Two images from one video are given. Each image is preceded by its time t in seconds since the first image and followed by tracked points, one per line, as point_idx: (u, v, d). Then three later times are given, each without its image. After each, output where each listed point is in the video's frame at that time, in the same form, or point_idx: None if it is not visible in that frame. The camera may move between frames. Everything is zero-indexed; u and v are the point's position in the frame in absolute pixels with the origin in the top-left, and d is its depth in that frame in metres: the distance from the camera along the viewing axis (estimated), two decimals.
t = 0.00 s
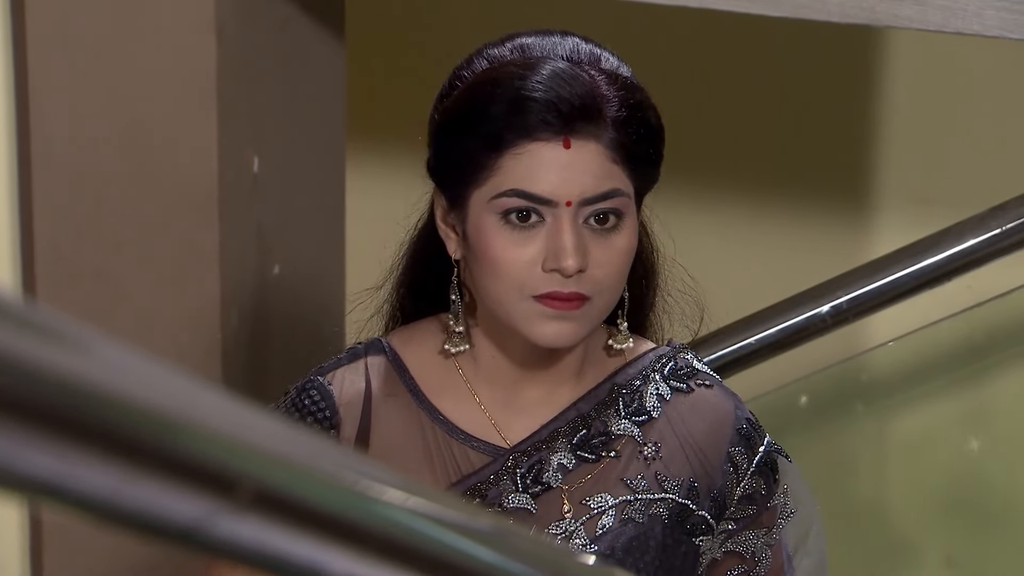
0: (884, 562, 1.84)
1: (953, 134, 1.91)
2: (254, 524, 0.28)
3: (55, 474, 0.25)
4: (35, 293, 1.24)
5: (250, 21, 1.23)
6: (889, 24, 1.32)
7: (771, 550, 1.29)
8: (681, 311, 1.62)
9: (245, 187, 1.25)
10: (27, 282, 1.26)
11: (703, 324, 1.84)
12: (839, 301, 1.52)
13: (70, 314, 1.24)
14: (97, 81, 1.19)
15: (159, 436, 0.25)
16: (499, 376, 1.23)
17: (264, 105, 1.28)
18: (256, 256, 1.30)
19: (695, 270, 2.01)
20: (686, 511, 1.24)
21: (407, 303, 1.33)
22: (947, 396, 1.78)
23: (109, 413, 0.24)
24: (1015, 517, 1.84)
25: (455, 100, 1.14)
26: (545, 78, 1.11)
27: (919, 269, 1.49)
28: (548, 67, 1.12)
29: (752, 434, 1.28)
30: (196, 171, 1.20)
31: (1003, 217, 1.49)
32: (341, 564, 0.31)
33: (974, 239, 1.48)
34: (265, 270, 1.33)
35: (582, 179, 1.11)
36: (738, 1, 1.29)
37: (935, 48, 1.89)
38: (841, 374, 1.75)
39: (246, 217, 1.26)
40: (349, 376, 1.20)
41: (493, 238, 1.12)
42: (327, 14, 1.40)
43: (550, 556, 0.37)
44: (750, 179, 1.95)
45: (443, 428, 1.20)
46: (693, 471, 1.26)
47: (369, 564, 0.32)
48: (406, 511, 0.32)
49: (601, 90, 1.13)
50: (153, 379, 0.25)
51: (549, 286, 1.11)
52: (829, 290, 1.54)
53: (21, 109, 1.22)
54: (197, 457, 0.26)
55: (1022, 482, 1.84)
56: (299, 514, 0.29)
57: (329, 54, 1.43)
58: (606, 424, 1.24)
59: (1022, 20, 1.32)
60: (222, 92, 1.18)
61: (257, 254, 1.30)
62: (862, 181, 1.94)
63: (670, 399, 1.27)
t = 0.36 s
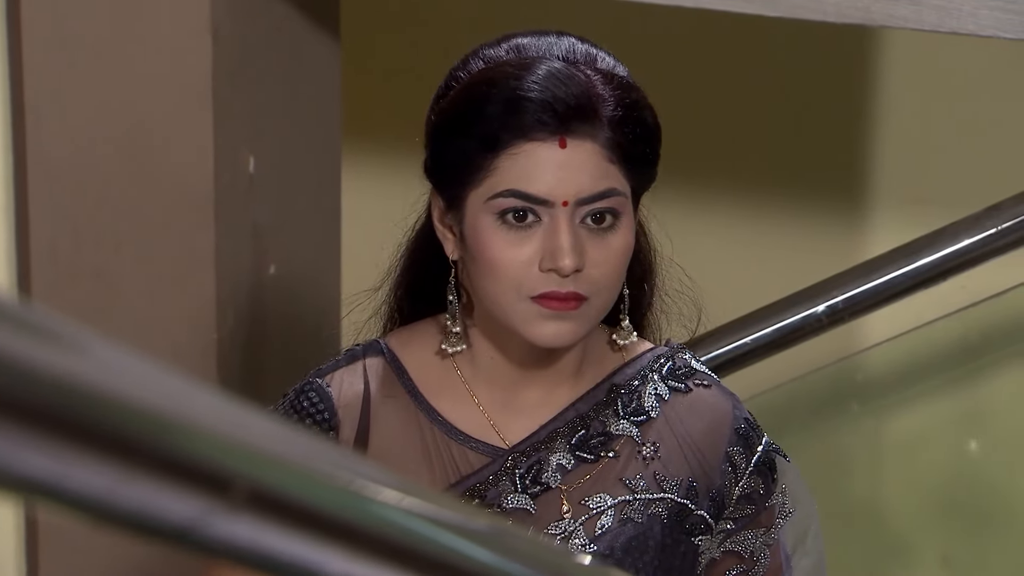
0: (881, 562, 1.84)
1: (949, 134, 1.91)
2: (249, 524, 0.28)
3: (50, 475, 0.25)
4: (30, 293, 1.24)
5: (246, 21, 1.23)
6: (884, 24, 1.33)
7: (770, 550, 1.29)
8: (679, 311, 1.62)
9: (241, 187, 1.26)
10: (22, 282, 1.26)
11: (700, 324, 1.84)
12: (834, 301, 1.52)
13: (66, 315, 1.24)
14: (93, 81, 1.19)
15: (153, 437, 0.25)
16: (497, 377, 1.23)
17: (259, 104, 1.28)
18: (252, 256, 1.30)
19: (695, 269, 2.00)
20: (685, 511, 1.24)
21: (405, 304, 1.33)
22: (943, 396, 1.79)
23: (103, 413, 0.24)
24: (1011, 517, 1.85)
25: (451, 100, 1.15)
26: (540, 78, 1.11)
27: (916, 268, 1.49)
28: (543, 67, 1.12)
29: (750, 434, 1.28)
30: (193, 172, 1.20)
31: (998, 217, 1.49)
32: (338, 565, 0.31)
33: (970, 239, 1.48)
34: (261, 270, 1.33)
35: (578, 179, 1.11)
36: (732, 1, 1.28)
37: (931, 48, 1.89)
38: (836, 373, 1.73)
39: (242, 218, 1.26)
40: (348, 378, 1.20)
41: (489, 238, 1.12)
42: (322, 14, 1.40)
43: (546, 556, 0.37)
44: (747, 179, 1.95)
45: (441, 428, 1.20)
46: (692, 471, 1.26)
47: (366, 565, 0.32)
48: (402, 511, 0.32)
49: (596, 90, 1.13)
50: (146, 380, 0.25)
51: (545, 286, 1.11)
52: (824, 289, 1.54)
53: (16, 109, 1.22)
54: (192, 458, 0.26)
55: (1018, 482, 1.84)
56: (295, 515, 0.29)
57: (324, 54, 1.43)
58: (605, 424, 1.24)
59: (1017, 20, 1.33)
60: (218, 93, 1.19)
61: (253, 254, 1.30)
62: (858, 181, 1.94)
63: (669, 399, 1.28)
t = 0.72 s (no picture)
0: (880, 562, 1.84)
1: (948, 134, 1.91)
2: (249, 524, 0.28)
3: (49, 474, 0.25)
4: (28, 292, 1.24)
5: (245, 21, 1.23)
6: (883, 24, 1.33)
7: (768, 550, 1.29)
8: (677, 312, 1.62)
9: (240, 187, 1.26)
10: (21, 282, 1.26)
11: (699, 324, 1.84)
12: (833, 301, 1.52)
13: (64, 315, 1.24)
14: (91, 81, 1.19)
15: (152, 436, 0.25)
16: (495, 378, 1.22)
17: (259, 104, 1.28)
18: (251, 256, 1.30)
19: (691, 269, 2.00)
20: (683, 512, 1.24)
21: (403, 306, 1.33)
22: (942, 396, 1.79)
23: (101, 413, 0.24)
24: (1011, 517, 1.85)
25: (447, 100, 1.15)
26: (535, 77, 1.11)
27: (914, 268, 1.49)
28: (538, 66, 1.12)
29: (748, 435, 1.29)
30: (192, 172, 1.20)
31: (997, 217, 1.49)
32: (337, 565, 0.31)
33: (968, 239, 1.48)
34: (260, 270, 1.33)
35: (573, 177, 1.11)
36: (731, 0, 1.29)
37: (930, 48, 1.89)
38: (835, 373, 1.74)
39: (241, 217, 1.26)
40: (346, 380, 1.20)
41: (486, 237, 1.12)
42: (321, 14, 1.40)
43: (544, 556, 0.37)
44: (745, 179, 1.95)
45: (437, 429, 1.20)
46: (689, 472, 1.26)
47: (364, 565, 0.32)
48: (401, 511, 0.32)
49: (591, 88, 1.13)
50: (144, 381, 0.25)
51: (542, 285, 1.11)
52: (823, 289, 1.54)
53: (15, 109, 1.22)
54: (190, 458, 0.26)
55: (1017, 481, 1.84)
56: (295, 516, 0.29)
57: (323, 53, 1.43)
58: (602, 425, 1.24)
59: (1016, 19, 1.33)
60: (217, 93, 1.19)
61: (252, 253, 1.30)
62: (858, 181, 1.94)
63: (666, 400, 1.28)
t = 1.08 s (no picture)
0: (882, 562, 1.84)
1: (949, 134, 1.92)
2: (249, 523, 0.28)
3: (51, 474, 0.25)
4: (28, 292, 1.24)
5: (246, 22, 1.23)
6: (885, 24, 1.32)
7: (772, 557, 1.28)
8: (678, 313, 1.62)
9: (242, 186, 1.26)
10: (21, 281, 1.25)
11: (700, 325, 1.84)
12: (835, 301, 1.52)
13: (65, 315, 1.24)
14: (91, 80, 1.19)
15: (152, 436, 0.25)
16: (497, 380, 1.22)
17: (260, 104, 1.28)
18: (253, 256, 1.30)
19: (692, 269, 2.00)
20: (684, 516, 1.24)
21: (405, 309, 1.33)
22: (943, 396, 1.78)
23: (101, 413, 0.24)
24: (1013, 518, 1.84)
25: (447, 100, 1.15)
26: (534, 75, 1.11)
27: (916, 268, 1.49)
28: (537, 64, 1.12)
29: (749, 440, 1.28)
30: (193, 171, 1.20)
31: (999, 217, 1.49)
32: (338, 565, 0.31)
33: (970, 239, 1.48)
34: (261, 270, 1.33)
35: (573, 173, 1.11)
36: None
37: (931, 48, 1.89)
38: (836, 373, 1.74)
39: (242, 217, 1.27)
40: (348, 385, 1.20)
41: (487, 236, 1.12)
42: (322, 14, 1.40)
43: (544, 555, 0.37)
44: (746, 179, 1.95)
45: (438, 433, 1.20)
46: (691, 475, 1.26)
47: (365, 565, 0.32)
48: (403, 511, 0.32)
49: (590, 86, 1.13)
50: (145, 380, 0.25)
51: (544, 283, 1.11)
52: (825, 289, 1.54)
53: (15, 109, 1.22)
54: (191, 457, 0.26)
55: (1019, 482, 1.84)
56: (297, 516, 0.29)
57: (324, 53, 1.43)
58: (604, 430, 1.24)
59: (1017, 19, 1.34)
60: (219, 92, 1.19)
61: (253, 253, 1.30)
62: (860, 181, 1.94)
63: (668, 406, 1.28)
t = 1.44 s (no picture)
0: (883, 561, 1.84)
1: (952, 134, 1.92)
2: (252, 524, 0.28)
3: (53, 475, 0.25)
4: (31, 292, 1.24)
5: (248, 22, 1.23)
6: (887, 24, 1.32)
7: (777, 560, 1.29)
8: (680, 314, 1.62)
9: (244, 186, 1.26)
10: (24, 281, 1.25)
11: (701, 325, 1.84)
12: (837, 301, 1.52)
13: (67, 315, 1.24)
14: (94, 80, 1.19)
15: (153, 437, 0.25)
16: (503, 382, 1.22)
17: (262, 104, 1.29)
18: (255, 256, 1.30)
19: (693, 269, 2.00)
20: (689, 518, 1.24)
21: (411, 311, 1.33)
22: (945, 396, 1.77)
23: (103, 413, 0.24)
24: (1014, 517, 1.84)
25: (455, 104, 1.15)
26: (543, 78, 1.12)
27: (918, 268, 1.49)
28: (546, 67, 1.13)
29: (754, 442, 1.29)
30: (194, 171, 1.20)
31: (1002, 217, 1.49)
32: (340, 565, 0.31)
33: (973, 238, 1.48)
34: (264, 270, 1.33)
35: (584, 176, 1.11)
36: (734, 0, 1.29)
37: (933, 48, 1.89)
38: (840, 373, 1.74)
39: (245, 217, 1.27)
40: (354, 388, 1.19)
41: (498, 240, 1.12)
42: (324, 14, 1.40)
43: (547, 556, 0.37)
44: (749, 180, 1.94)
45: (443, 436, 1.20)
46: (695, 476, 1.26)
47: (367, 565, 0.32)
48: (405, 511, 0.32)
49: (598, 88, 1.13)
50: (146, 380, 0.25)
51: (555, 285, 1.10)
52: (827, 289, 1.54)
53: (19, 110, 1.22)
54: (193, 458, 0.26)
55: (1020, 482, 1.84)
56: (300, 516, 0.29)
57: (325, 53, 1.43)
58: (609, 433, 1.25)
59: (1019, 20, 1.34)
60: (221, 92, 1.19)
61: (255, 253, 1.30)
62: (863, 181, 1.94)
63: (674, 407, 1.28)
